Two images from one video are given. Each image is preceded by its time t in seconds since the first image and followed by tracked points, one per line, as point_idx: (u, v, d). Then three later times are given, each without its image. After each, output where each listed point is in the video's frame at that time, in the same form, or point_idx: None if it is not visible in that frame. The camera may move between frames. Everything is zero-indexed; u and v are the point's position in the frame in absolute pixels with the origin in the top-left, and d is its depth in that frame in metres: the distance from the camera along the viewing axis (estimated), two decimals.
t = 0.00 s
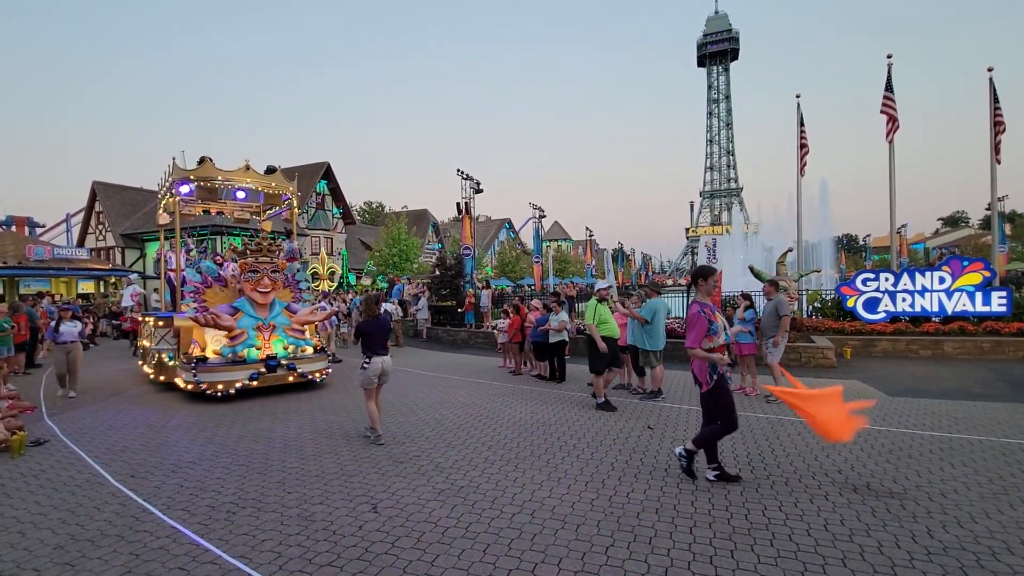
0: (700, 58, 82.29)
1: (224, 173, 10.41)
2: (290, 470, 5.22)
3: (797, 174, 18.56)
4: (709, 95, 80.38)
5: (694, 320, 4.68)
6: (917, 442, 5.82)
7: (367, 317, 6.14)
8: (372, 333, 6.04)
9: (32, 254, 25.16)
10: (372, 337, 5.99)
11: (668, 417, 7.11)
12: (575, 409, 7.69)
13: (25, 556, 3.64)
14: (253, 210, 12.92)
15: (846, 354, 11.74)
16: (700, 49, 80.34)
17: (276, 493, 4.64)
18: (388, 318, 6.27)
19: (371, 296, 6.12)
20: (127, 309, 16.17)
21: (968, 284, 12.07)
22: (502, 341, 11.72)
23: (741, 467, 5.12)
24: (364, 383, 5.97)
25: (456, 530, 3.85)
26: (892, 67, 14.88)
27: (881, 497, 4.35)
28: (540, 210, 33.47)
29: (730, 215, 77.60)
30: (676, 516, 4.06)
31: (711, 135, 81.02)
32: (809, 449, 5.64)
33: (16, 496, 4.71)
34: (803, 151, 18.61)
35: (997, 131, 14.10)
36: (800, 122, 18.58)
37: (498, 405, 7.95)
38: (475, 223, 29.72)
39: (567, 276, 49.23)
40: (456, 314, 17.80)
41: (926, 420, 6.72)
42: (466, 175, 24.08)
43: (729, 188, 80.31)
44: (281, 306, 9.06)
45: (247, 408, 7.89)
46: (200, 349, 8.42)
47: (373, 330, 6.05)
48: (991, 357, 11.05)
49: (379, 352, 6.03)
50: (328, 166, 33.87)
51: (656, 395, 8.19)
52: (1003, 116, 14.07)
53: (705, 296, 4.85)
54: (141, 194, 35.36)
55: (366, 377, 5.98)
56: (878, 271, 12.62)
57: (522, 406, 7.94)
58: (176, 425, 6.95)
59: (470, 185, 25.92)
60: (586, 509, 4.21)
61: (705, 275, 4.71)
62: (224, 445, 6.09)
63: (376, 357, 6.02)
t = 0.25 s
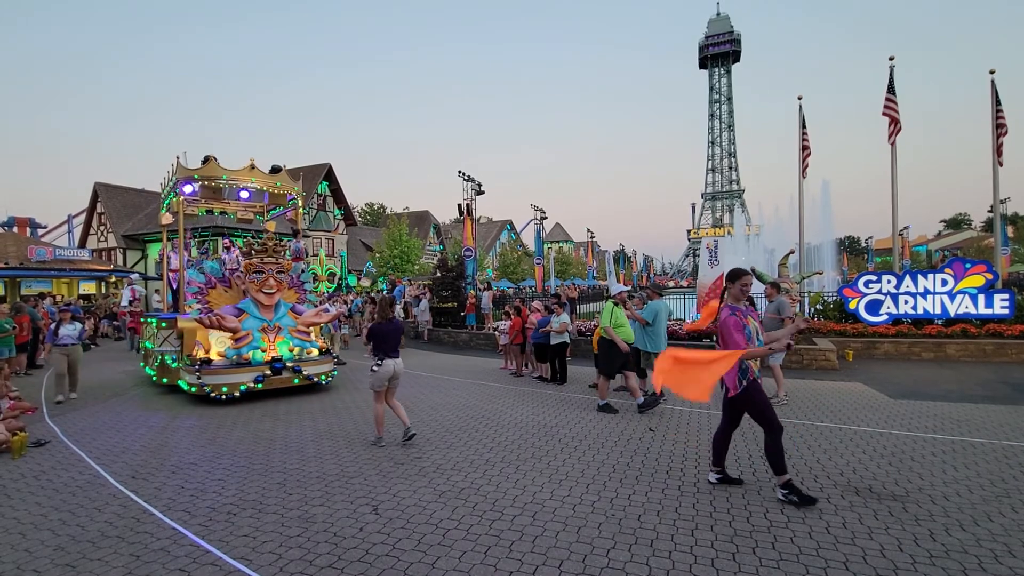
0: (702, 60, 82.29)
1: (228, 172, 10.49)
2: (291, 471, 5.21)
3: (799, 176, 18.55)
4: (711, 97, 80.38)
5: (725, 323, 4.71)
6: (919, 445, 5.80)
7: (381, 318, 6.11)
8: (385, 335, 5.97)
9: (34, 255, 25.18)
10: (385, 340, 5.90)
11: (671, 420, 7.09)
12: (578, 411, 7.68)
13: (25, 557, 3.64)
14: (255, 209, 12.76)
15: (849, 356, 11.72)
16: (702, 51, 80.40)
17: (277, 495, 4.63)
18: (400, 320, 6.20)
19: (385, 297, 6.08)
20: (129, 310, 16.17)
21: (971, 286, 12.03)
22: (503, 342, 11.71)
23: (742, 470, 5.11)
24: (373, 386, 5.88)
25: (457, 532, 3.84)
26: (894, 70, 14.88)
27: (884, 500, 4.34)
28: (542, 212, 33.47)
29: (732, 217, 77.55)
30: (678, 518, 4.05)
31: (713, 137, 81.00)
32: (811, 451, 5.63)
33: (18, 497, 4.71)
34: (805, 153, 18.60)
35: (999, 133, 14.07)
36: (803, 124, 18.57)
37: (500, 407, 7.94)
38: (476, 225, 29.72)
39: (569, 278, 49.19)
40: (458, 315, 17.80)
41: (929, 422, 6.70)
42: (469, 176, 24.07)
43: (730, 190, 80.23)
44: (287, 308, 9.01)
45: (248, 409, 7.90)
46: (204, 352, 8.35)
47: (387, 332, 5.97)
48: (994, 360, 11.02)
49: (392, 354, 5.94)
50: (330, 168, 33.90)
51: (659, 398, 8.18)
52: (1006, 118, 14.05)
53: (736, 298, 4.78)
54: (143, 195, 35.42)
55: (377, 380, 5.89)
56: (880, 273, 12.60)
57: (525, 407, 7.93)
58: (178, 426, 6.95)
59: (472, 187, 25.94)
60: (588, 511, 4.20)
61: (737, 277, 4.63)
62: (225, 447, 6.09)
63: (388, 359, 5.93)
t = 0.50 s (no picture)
0: (703, 61, 82.28)
1: (232, 171, 10.52)
2: (292, 472, 5.22)
3: (800, 178, 18.55)
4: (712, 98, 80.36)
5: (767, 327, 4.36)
6: (921, 447, 5.79)
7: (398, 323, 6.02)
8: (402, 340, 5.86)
9: (36, 255, 25.22)
10: (402, 344, 5.78)
11: (671, 421, 7.09)
12: (579, 413, 7.68)
13: (25, 556, 3.64)
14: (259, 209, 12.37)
15: (850, 358, 11.70)
16: (704, 52, 80.44)
17: (277, 495, 4.63)
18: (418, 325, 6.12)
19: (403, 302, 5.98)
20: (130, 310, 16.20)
21: (973, 288, 11.99)
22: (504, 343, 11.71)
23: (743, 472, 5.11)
24: (389, 390, 5.81)
25: (457, 533, 3.84)
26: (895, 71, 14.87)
27: (886, 503, 4.33)
28: (543, 214, 33.52)
29: (733, 218, 77.51)
30: (679, 520, 4.05)
31: (714, 138, 80.97)
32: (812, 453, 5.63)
33: (18, 497, 4.71)
34: (806, 155, 18.58)
35: (1001, 134, 14.05)
36: (804, 126, 18.56)
37: (501, 408, 7.95)
38: (477, 226, 29.74)
39: (569, 279, 49.18)
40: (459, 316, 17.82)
41: (931, 425, 6.69)
42: (470, 178, 24.08)
43: (732, 192, 80.20)
44: (292, 308, 8.91)
45: (250, 409, 7.91)
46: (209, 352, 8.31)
47: (404, 336, 5.86)
48: (996, 362, 10.99)
49: (408, 359, 5.85)
50: (332, 168, 33.97)
51: (659, 399, 8.18)
52: (1008, 120, 14.02)
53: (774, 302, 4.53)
54: (145, 195, 35.48)
55: (395, 383, 5.82)
56: (882, 275, 12.57)
57: (525, 408, 7.94)
58: (179, 426, 6.97)
59: (473, 188, 26.02)
60: (588, 512, 4.20)
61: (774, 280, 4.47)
62: (226, 447, 6.09)
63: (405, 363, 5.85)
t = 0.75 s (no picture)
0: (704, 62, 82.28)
1: (237, 170, 10.44)
2: (293, 473, 5.23)
3: (801, 178, 18.54)
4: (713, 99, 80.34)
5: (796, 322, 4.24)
6: (923, 448, 5.77)
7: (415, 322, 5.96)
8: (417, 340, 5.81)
9: (37, 256, 25.25)
10: (416, 345, 5.74)
11: (672, 422, 7.09)
12: (580, 413, 7.68)
13: (26, 557, 3.63)
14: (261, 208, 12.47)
15: (851, 359, 11.69)
16: (704, 53, 80.45)
17: (278, 496, 4.63)
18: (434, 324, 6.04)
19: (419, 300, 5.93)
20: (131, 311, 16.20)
21: (975, 288, 11.95)
22: (505, 344, 11.71)
23: (745, 472, 5.10)
24: (404, 390, 5.82)
25: (458, 534, 3.83)
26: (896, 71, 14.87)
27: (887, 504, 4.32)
28: (544, 214, 33.55)
29: (734, 219, 77.48)
30: (681, 521, 4.04)
31: (715, 139, 80.97)
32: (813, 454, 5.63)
33: (19, 498, 4.71)
34: (807, 155, 18.56)
35: (1003, 134, 14.03)
36: (805, 126, 18.56)
37: (502, 409, 7.95)
38: (478, 226, 29.74)
39: (570, 280, 49.14)
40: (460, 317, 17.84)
41: (933, 425, 6.68)
42: (471, 179, 24.09)
43: (732, 192, 80.17)
44: (296, 309, 8.91)
45: (251, 410, 7.91)
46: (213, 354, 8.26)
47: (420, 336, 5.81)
48: (998, 363, 10.98)
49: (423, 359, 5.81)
50: (332, 169, 34.02)
51: (660, 400, 8.18)
52: (1009, 120, 14.00)
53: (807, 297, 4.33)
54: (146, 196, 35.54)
55: (410, 382, 5.80)
56: (883, 275, 12.55)
57: (527, 409, 7.95)
58: (181, 428, 6.97)
59: (473, 188, 26.08)
60: (589, 513, 4.20)
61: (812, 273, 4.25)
62: (227, 448, 6.09)
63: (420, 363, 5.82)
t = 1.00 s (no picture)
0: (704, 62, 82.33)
1: (240, 169, 10.33)
2: (293, 474, 5.23)
3: (801, 179, 18.55)
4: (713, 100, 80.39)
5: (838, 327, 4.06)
6: (925, 449, 5.76)
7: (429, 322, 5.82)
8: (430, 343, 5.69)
9: (39, 258, 25.28)
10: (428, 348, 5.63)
11: (672, 423, 7.09)
12: (581, 414, 7.69)
13: (27, 560, 3.63)
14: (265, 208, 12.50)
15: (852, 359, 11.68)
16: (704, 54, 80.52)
17: (279, 498, 4.63)
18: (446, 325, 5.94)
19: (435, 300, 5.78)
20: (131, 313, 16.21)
21: (975, 289, 11.98)
22: (505, 346, 11.71)
23: (746, 473, 5.10)
24: (419, 396, 5.62)
25: (459, 536, 3.83)
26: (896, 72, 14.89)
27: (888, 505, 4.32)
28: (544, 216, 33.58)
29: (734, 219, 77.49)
30: (681, 522, 4.04)
31: (715, 140, 81.01)
32: (814, 455, 5.62)
33: (21, 500, 4.72)
34: (808, 156, 18.57)
35: (1003, 135, 14.03)
36: (805, 127, 18.57)
37: (502, 410, 7.96)
38: (478, 227, 29.73)
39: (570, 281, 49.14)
40: (461, 318, 17.86)
41: (934, 426, 6.67)
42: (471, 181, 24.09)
43: (733, 193, 80.19)
44: (301, 311, 8.86)
45: (252, 412, 7.91)
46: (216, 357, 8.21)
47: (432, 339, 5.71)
48: (999, 363, 10.96)
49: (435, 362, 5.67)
50: (333, 171, 34.08)
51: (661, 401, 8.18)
52: (1009, 120, 14.01)
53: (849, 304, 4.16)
54: (147, 198, 35.56)
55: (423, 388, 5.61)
56: (883, 275, 12.55)
57: (527, 410, 7.95)
58: (181, 430, 6.97)
59: (474, 190, 26.16)
60: (589, 515, 4.20)
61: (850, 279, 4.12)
62: (228, 450, 6.09)
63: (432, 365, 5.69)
